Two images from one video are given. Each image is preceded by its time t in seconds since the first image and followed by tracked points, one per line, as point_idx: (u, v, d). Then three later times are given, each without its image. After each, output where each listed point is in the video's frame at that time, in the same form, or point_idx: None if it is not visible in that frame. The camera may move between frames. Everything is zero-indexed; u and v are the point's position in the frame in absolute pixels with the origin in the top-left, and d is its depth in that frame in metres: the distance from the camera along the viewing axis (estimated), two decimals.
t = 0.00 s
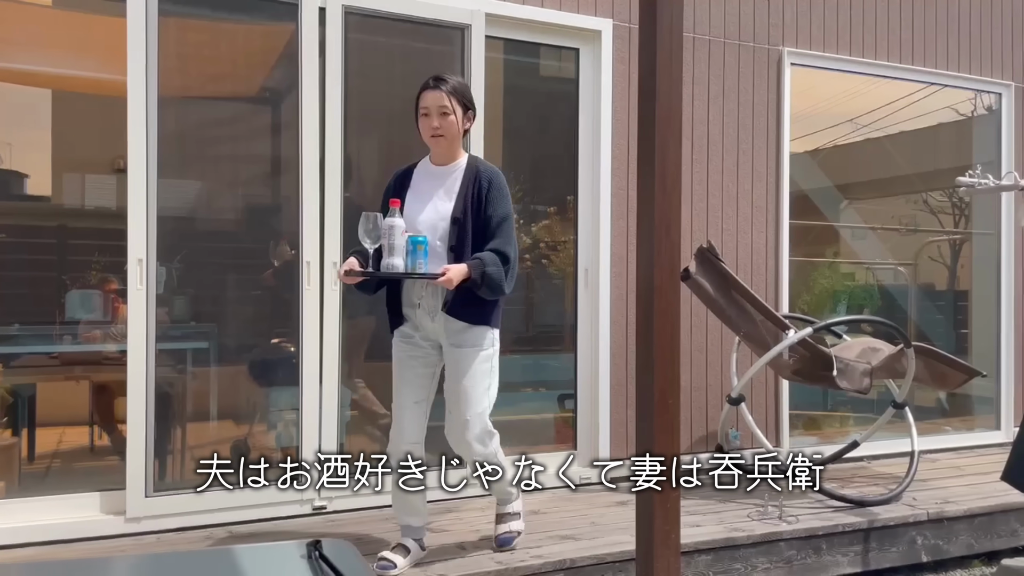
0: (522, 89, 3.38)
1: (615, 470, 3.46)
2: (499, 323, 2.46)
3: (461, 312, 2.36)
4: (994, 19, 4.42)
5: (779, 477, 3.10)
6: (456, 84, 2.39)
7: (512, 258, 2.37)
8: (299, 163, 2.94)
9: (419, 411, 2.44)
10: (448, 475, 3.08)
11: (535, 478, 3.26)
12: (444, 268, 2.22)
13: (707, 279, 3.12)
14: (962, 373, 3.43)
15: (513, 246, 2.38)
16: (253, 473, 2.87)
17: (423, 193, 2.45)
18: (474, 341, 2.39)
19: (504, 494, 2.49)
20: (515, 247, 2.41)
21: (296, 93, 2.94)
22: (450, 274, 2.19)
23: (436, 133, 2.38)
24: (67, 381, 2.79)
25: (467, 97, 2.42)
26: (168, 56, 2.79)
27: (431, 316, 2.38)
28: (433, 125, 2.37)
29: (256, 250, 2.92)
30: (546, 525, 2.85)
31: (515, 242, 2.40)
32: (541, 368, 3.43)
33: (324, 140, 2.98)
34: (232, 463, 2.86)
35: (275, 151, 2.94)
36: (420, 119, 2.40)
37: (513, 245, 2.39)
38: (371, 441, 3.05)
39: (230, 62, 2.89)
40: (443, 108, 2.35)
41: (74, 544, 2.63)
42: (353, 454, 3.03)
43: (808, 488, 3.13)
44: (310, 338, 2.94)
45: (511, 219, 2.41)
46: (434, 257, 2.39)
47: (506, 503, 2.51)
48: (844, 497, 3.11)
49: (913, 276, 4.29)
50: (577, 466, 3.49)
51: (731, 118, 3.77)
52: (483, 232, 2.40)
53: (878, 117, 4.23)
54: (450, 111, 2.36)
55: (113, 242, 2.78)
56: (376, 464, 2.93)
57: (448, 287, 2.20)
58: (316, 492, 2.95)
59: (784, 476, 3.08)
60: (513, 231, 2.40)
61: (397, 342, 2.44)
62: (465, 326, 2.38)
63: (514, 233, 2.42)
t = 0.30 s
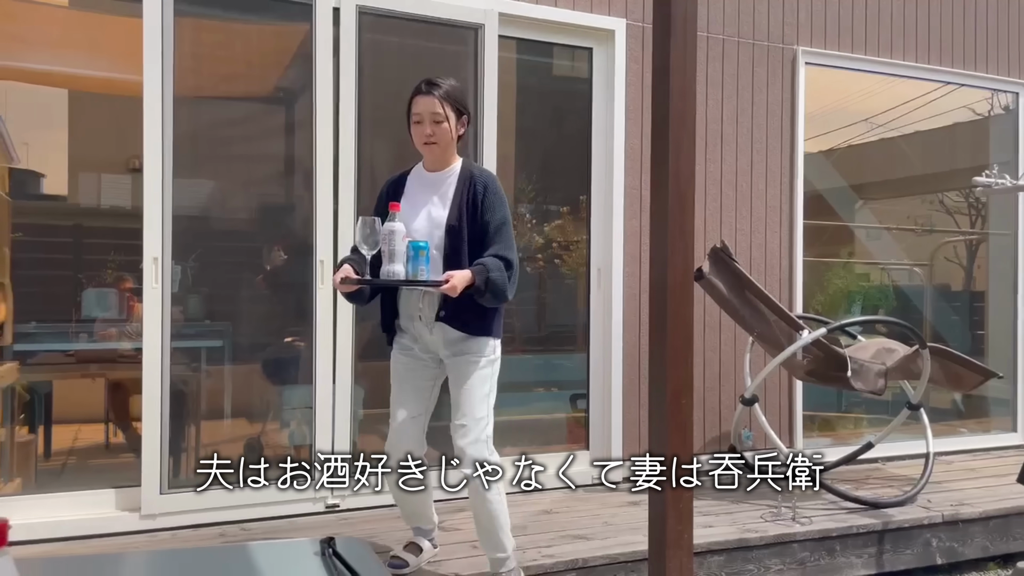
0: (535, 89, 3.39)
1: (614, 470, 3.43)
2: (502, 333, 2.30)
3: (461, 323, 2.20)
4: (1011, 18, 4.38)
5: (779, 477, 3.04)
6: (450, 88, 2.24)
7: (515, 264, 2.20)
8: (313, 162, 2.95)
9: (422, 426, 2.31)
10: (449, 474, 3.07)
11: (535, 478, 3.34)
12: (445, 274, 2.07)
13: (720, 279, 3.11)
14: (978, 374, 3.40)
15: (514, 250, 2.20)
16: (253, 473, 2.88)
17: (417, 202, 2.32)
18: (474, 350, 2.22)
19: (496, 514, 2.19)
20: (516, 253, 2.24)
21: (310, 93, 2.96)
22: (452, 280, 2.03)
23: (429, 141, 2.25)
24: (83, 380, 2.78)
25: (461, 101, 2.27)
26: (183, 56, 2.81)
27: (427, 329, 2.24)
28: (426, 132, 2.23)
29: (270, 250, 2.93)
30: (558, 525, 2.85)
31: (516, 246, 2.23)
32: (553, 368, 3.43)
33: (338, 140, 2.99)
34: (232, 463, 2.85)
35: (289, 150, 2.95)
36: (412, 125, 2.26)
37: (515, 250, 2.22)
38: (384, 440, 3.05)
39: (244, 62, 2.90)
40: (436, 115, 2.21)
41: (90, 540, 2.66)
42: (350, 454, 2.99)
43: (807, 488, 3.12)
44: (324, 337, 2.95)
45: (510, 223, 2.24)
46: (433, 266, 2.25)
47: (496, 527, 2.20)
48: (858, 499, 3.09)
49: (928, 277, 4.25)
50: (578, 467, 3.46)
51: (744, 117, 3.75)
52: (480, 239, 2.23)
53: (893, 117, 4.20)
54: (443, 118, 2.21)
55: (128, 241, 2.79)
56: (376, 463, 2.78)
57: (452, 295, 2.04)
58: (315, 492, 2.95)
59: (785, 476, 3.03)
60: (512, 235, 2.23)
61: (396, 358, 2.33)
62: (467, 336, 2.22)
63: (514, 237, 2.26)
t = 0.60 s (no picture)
0: (545, 88, 3.38)
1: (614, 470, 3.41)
2: (530, 381, 2.10)
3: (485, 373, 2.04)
4: None
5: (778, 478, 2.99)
6: (471, 129, 2.11)
7: (538, 300, 1.98)
8: (324, 162, 2.96)
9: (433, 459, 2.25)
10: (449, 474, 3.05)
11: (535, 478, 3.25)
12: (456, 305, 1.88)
13: (731, 278, 3.10)
14: (991, 374, 3.37)
15: (536, 287, 1.99)
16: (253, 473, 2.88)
17: (437, 248, 2.18)
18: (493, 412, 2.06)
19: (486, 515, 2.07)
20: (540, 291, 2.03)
21: (321, 93, 2.97)
22: (462, 312, 1.85)
23: (445, 182, 2.11)
24: (96, 378, 2.79)
25: (481, 141, 2.13)
26: (194, 55, 2.82)
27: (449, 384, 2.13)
28: (441, 172, 2.09)
29: (280, 249, 2.94)
30: (568, 525, 2.84)
31: (539, 284, 2.02)
32: (562, 368, 3.43)
33: (348, 139, 3.00)
34: (232, 463, 2.86)
35: (300, 150, 2.96)
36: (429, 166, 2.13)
37: (537, 287, 2.01)
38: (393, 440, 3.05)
39: (255, 61, 2.91)
40: (454, 155, 2.07)
41: (102, 538, 2.67)
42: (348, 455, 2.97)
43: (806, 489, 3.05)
44: (334, 337, 2.96)
45: (530, 259, 2.04)
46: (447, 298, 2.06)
47: (486, 531, 2.07)
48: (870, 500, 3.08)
49: (941, 277, 4.23)
50: (579, 467, 3.44)
51: (755, 116, 3.73)
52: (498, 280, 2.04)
53: (905, 116, 4.18)
54: (461, 159, 2.08)
55: (139, 240, 2.80)
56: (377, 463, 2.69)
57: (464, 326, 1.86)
58: (316, 492, 2.95)
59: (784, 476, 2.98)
60: (533, 271, 2.02)
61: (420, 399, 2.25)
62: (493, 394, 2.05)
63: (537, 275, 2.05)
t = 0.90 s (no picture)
0: (552, 87, 3.38)
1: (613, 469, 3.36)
2: (569, 431, 1.90)
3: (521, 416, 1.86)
4: None
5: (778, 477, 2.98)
6: (515, 157, 1.93)
7: (573, 346, 1.80)
8: (330, 161, 2.97)
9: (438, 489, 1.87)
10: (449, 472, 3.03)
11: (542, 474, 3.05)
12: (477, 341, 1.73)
13: (738, 277, 3.10)
14: (1000, 374, 3.35)
15: (576, 335, 1.81)
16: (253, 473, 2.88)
17: (475, 284, 1.96)
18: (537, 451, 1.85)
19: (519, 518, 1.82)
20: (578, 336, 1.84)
21: (327, 92, 2.97)
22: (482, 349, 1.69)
23: (485, 212, 1.89)
24: (104, 377, 2.79)
25: (526, 172, 1.94)
26: (201, 56, 2.83)
27: (487, 420, 1.90)
28: (482, 202, 1.88)
29: (287, 248, 2.94)
30: (574, 524, 2.84)
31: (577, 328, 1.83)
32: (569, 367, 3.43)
33: (355, 139, 3.01)
34: (233, 463, 2.86)
35: (307, 150, 2.97)
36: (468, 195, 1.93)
37: (575, 333, 1.82)
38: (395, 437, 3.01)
39: (262, 61, 2.92)
40: (496, 181, 1.88)
41: (110, 536, 2.69)
42: (348, 454, 2.97)
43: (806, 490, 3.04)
44: (341, 336, 2.96)
45: (573, 303, 1.85)
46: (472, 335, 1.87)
47: (518, 537, 1.82)
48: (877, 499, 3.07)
49: (949, 276, 4.21)
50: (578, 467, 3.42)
51: (763, 115, 3.72)
52: (539, 324, 1.85)
53: (914, 115, 4.16)
54: (503, 185, 1.88)
55: (147, 240, 2.82)
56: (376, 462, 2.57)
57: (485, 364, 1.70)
58: (315, 492, 2.94)
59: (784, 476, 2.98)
60: (574, 316, 1.83)
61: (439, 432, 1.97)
62: (529, 437, 1.87)
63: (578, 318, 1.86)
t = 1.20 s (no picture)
0: (558, 86, 3.38)
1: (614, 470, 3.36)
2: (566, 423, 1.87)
3: (522, 412, 1.79)
4: None
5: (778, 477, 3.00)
6: (509, 145, 1.83)
7: (577, 340, 1.75)
8: (336, 161, 2.97)
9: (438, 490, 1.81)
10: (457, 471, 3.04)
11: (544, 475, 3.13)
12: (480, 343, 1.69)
13: (744, 277, 3.09)
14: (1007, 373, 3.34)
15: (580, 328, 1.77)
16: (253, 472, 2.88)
17: (472, 276, 1.87)
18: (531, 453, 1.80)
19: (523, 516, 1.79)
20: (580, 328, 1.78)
21: (333, 92, 2.98)
22: (486, 351, 1.62)
23: (480, 207, 1.81)
24: (111, 376, 2.79)
25: (521, 161, 1.85)
26: (207, 56, 2.84)
27: (482, 422, 1.83)
28: (476, 197, 1.80)
29: (293, 248, 2.95)
30: (579, 522, 2.84)
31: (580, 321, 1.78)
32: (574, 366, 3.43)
33: (360, 138, 3.01)
34: (232, 463, 2.87)
35: (313, 150, 2.97)
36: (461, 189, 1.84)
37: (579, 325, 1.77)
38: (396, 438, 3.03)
39: (268, 61, 2.92)
40: (490, 174, 1.79)
41: (118, 534, 2.70)
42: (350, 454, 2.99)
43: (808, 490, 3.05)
44: (347, 335, 2.97)
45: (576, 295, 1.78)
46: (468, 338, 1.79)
47: (522, 536, 1.79)
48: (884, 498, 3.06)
49: (956, 274, 4.19)
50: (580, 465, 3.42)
51: (769, 113, 3.72)
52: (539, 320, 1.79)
53: (921, 112, 4.15)
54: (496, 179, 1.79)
55: (154, 239, 2.82)
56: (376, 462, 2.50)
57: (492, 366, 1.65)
58: (316, 492, 2.94)
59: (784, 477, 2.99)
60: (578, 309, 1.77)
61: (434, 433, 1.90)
62: (528, 434, 1.81)
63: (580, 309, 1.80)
